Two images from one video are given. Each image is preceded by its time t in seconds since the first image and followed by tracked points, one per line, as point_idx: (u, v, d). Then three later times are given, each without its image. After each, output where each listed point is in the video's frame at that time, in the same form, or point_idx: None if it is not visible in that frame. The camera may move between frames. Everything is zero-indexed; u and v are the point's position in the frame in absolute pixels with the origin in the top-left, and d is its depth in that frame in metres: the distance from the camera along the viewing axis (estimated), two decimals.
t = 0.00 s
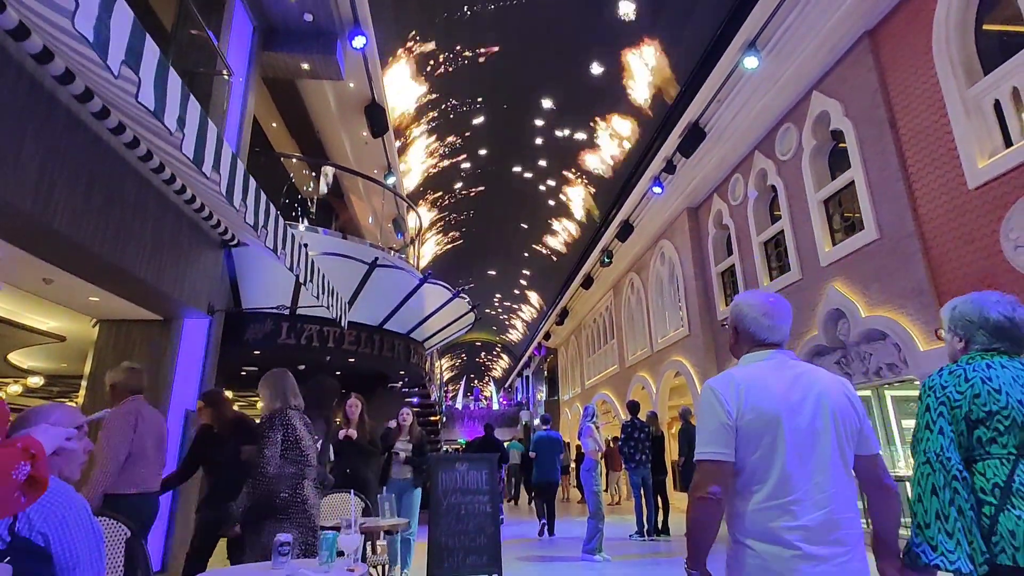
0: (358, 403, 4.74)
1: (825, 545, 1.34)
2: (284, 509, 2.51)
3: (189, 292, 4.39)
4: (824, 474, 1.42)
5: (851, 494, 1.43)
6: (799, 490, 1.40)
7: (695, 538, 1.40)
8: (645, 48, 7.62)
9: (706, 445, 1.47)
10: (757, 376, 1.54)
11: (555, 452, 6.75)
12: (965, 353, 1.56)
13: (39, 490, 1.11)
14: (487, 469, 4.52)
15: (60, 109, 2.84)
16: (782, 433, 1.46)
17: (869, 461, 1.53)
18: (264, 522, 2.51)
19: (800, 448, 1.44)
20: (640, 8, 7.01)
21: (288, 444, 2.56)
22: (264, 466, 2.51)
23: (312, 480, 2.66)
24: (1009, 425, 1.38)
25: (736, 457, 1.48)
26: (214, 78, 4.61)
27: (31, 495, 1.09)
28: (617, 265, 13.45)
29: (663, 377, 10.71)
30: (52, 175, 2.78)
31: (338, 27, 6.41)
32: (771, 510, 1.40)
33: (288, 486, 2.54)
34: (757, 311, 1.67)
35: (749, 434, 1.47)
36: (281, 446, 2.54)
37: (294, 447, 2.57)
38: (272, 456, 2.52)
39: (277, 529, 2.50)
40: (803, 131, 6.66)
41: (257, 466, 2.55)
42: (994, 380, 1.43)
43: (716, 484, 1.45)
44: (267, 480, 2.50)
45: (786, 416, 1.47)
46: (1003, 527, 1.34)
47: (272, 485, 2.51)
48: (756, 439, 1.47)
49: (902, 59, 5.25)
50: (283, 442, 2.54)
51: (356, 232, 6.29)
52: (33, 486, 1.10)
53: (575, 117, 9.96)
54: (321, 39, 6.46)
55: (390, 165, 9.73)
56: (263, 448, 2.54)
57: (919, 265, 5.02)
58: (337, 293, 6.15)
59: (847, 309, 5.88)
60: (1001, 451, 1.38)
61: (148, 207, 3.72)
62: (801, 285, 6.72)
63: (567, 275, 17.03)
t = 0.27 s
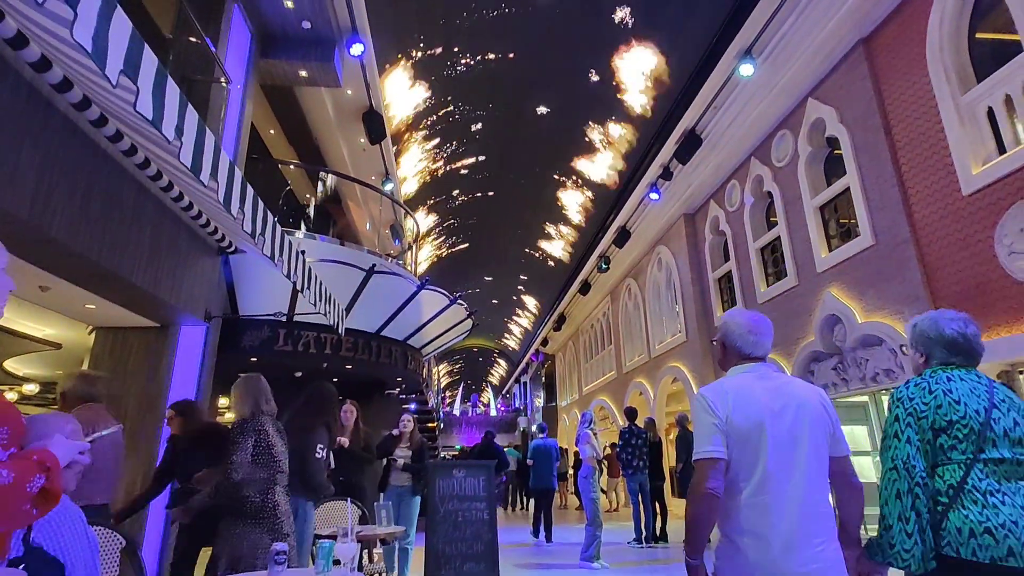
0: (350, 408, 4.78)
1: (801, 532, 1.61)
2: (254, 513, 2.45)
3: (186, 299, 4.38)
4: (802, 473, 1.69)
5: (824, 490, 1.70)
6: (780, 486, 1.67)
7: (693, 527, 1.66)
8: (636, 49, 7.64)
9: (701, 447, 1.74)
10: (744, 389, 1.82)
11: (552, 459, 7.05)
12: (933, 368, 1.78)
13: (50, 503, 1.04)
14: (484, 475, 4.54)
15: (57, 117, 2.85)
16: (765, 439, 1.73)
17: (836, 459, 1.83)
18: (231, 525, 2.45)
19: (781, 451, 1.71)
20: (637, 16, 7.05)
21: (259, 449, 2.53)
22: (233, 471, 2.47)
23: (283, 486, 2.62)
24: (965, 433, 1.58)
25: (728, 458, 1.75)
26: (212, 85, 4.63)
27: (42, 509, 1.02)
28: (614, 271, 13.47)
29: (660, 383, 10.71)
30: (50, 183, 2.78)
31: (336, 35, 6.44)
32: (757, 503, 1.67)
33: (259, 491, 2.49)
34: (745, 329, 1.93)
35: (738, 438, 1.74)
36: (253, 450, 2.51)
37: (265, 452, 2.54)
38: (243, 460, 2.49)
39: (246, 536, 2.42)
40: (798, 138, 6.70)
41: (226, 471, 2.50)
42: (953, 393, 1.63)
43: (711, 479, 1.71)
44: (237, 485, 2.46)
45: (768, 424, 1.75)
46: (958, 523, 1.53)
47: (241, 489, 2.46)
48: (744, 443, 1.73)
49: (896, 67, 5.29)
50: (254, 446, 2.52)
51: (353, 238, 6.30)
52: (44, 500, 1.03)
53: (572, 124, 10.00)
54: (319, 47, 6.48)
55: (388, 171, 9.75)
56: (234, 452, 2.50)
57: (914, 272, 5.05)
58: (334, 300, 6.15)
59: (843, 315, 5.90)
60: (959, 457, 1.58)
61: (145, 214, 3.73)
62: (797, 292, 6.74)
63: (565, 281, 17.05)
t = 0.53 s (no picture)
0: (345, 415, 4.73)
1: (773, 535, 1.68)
2: (218, 520, 2.42)
3: (182, 306, 4.36)
4: (774, 479, 1.77)
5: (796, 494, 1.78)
6: (753, 491, 1.75)
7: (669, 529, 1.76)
8: (623, 55, 7.68)
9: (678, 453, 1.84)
10: (720, 399, 1.92)
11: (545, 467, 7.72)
12: (880, 391, 1.93)
13: (76, 506, 1.13)
14: (481, 483, 4.48)
15: (54, 123, 2.85)
16: (739, 448, 1.81)
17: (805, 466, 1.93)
18: (193, 531, 2.41)
19: (755, 457, 1.79)
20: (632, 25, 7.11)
21: (222, 454, 2.47)
22: (194, 477, 2.41)
23: (250, 493, 2.57)
24: (907, 451, 1.73)
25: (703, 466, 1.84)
26: (209, 92, 4.63)
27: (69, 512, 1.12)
28: (611, 277, 13.49)
29: (657, 390, 10.71)
30: (46, 189, 2.78)
31: (333, 42, 6.46)
32: (730, 508, 1.76)
33: (221, 497, 2.44)
34: (722, 346, 2.05)
35: (714, 447, 1.83)
36: (215, 456, 2.46)
37: (229, 458, 2.48)
38: (205, 466, 2.43)
39: (208, 542, 2.39)
40: (793, 146, 6.74)
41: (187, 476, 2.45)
42: (897, 414, 1.79)
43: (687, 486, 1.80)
44: (198, 492, 2.41)
45: (742, 433, 1.83)
46: (899, 534, 1.67)
47: (202, 495, 2.41)
48: (719, 449, 1.82)
49: (889, 76, 5.35)
50: (217, 452, 2.46)
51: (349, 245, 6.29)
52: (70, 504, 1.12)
53: (569, 130, 10.04)
54: (316, 54, 6.51)
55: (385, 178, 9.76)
56: (195, 458, 2.45)
57: (909, 279, 5.08)
58: (331, 306, 6.13)
59: (839, 322, 5.92)
60: (901, 473, 1.72)
61: (141, 220, 3.72)
62: (793, 298, 6.76)
63: (562, 287, 17.06)
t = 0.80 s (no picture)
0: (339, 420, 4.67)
1: (731, 540, 1.95)
2: (179, 531, 2.36)
3: (175, 312, 4.34)
4: (733, 489, 2.04)
5: (752, 504, 2.05)
6: (714, 500, 2.02)
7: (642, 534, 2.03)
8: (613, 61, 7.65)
9: (649, 467, 2.10)
10: (685, 419, 2.19)
11: (537, 475, 7.85)
12: (831, 401, 2.09)
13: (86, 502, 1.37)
14: (476, 490, 4.48)
15: (48, 128, 2.84)
16: (702, 462, 2.08)
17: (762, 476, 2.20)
18: (157, 542, 2.37)
19: (716, 471, 2.06)
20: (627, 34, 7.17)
21: (184, 464, 2.40)
22: (157, 487, 2.36)
23: (215, 502, 2.51)
24: (854, 457, 1.88)
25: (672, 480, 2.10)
26: (205, 97, 4.63)
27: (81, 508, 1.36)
28: (606, 283, 13.51)
29: (652, 397, 10.71)
30: (40, 194, 2.77)
31: (330, 48, 6.48)
32: (696, 516, 2.02)
33: (185, 507, 2.39)
34: (687, 370, 2.33)
35: (680, 462, 2.10)
36: (178, 466, 2.39)
37: (192, 468, 2.40)
38: (167, 476, 2.37)
39: (172, 554, 2.34)
40: (787, 154, 6.80)
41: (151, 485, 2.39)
42: (846, 422, 1.94)
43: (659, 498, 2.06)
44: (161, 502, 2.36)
45: (705, 448, 2.10)
46: (847, 531, 1.83)
47: (165, 506, 2.37)
48: (684, 464, 2.09)
49: (880, 86, 5.41)
50: (179, 462, 2.39)
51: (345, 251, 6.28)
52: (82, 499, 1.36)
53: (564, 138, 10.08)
54: (312, 60, 6.52)
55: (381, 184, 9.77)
56: (156, 469, 2.39)
57: (901, 287, 5.11)
58: (326, 312, 6.11)
59: (833, 329, 5.95)
60: (850, 475, 1.88)
61: (135, 226, 3.71)
62: (787, 305, 6.80)
63: (557, 293, 17.07)
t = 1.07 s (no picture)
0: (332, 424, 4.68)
1: (696, 539, 2.23)
2: (139, 544, 2.33)
3: (167, 318, 4.31)
4: (699, 493, 2.32)
5: (714, 506, 2.33)
6: (681, 504, 2.30)
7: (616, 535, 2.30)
8: (601, 68, 7.65)
9: (623, 475, 2.37)
10: (655, 430, 2.46)
11: (530, 483, 7.77)
12: (801, 414, 2.24)
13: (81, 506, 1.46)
14: (469, 499, 4.46)
15: (41, 133, 2.83)
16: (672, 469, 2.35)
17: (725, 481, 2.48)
18: (117, 554, 2.33)
19: (682, 478, 2.34)
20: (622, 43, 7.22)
21: (148, 473, 2.42)
22: (119, 498, 2.36)
23: (177, 513, 2.50)
24: (824, 466, 2.03)
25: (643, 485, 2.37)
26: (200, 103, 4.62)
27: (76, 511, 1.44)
28: (600, 290, 13.53)
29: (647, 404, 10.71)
30: (32, 199, 2.75)
31: (325, 55, 6.50)
32: (665, 518, 2.30)
33: (147, 518, 2.38)
34: (657, 384, 2.59)
35: (652, 470, 2.37)
36: (142, 475, 2.41)
37: (156, 477, 2.43)
38: (130, 485, 2.38)
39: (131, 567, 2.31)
40: (780, 163, 6.85)
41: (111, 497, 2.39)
42: (815, 433, 2.09)
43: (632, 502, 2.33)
44: (121, 513, 2.35)
45: (673, 457, 2.37)
46: (822, 536, 1.95)
47: (125, 516, 2.35)
48: (653, 472, 2.36)
49: (872, 96, 5.46)
50: (143, 471, 2.41)
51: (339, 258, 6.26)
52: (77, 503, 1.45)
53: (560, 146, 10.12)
54: (308, 66, 6.53)
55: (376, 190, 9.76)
56: (119, 479, 2.40)
57: (894, 295, 5.15)
58: (320, 319, 6.09)
59: (826, 337, 5.97)
60: (822, 484, 2.02)
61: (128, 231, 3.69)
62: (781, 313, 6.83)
63: (552, 300, 17.07)
